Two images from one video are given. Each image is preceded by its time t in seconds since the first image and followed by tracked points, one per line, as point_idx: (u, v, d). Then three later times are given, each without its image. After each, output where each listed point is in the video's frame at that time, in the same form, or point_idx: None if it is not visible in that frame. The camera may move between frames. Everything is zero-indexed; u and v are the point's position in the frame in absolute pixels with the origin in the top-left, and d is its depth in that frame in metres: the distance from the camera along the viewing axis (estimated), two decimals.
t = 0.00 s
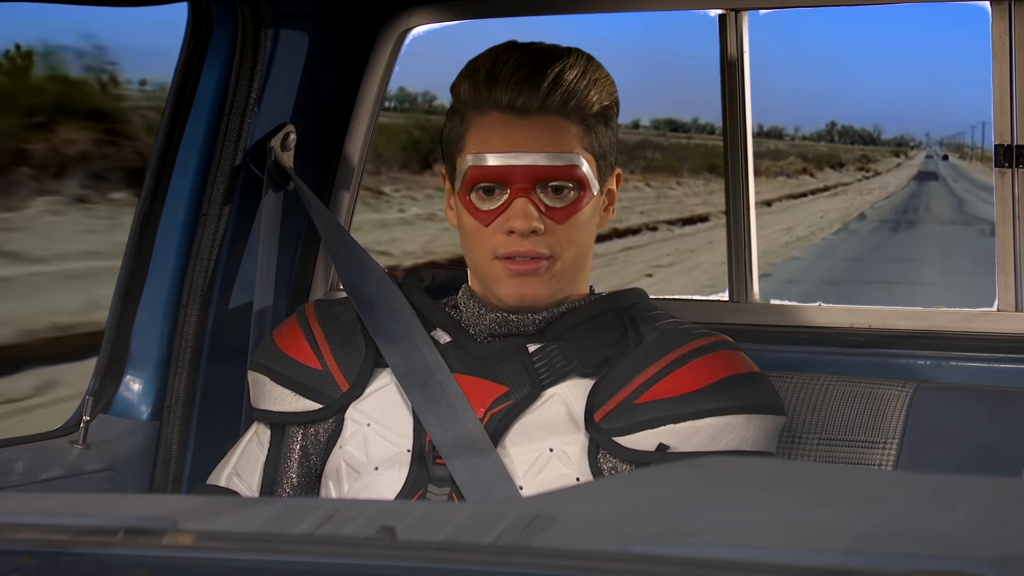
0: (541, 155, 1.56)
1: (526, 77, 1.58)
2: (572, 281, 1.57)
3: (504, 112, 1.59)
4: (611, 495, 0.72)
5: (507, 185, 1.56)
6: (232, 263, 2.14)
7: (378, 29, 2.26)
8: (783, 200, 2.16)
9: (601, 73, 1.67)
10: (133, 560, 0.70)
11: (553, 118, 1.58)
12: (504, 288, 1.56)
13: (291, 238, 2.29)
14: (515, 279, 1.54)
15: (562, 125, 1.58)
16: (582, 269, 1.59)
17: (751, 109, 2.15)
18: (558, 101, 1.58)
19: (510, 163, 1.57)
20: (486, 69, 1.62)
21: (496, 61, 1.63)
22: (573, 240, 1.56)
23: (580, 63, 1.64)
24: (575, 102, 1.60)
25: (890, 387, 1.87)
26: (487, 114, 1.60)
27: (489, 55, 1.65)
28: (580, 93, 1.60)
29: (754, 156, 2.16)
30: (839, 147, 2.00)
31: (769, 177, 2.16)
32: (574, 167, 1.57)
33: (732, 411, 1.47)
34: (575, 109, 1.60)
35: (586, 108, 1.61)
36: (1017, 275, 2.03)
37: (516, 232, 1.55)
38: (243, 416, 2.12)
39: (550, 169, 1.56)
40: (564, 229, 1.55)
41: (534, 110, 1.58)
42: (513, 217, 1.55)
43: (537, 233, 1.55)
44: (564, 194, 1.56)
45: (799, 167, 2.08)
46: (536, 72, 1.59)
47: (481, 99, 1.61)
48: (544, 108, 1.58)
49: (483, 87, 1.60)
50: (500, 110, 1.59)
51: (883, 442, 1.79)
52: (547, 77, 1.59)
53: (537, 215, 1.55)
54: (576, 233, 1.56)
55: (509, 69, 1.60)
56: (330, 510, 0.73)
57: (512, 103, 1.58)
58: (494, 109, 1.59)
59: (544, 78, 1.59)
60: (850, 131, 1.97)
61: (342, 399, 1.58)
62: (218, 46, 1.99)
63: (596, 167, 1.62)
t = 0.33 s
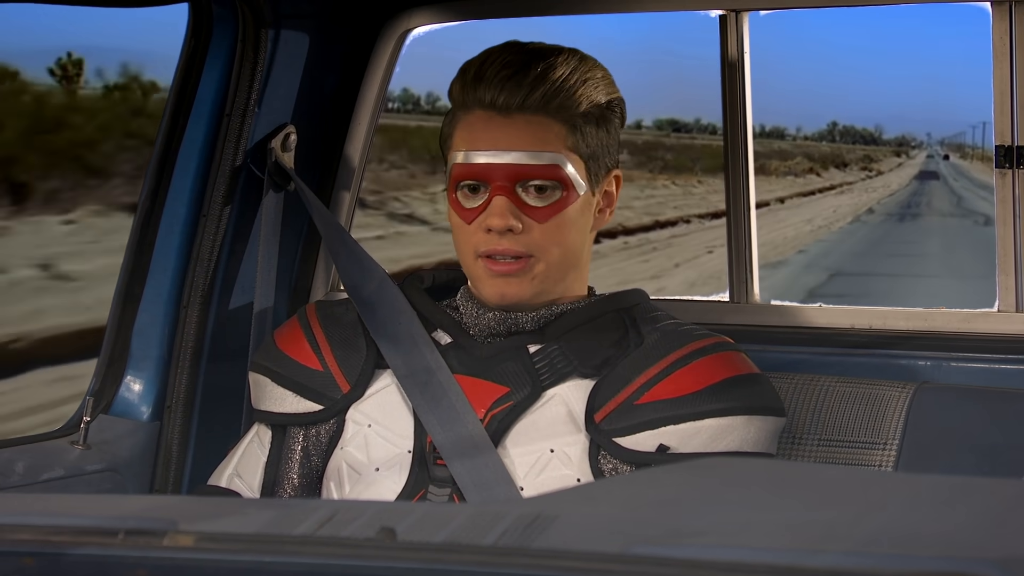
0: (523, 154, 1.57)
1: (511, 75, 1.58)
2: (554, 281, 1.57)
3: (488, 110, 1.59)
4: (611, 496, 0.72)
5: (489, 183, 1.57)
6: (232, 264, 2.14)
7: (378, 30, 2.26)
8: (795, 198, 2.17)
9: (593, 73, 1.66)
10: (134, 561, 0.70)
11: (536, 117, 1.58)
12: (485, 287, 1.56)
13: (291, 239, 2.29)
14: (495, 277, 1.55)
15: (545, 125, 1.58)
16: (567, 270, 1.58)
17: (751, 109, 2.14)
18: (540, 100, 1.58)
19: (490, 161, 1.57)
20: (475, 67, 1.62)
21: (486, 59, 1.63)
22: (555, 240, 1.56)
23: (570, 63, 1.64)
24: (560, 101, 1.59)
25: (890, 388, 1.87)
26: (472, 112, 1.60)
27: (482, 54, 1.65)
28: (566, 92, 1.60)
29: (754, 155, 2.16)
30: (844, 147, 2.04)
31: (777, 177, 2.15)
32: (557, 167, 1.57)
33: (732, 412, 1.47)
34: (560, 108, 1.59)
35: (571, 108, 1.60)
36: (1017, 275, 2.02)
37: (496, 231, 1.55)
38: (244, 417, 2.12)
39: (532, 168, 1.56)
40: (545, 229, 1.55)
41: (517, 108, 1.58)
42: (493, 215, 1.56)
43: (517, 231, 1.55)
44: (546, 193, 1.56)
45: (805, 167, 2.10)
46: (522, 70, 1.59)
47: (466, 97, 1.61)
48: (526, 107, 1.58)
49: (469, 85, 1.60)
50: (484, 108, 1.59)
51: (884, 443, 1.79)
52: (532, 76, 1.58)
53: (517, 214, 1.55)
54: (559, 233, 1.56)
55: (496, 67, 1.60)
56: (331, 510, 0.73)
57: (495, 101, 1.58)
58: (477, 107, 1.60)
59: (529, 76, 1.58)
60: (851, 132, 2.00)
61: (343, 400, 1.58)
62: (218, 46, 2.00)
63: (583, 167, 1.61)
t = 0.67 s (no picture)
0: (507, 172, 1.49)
1: (492, 93, 1.50)
2: (544, 292, 1.53)
3: (470, 128, 1.52)
4: (612, 496, 0.72)
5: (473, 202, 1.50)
6: (233, 264, 2.14)
7: (379, 30, 2.26)
8: (803, 196, 2.17)
9: (582, 80, 1.58)
10: (133, 561, 0.70)
11: (521, 134, 1.51)
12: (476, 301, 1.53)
13: (292, 239, 2.28)
14: (484, 296, 1.51)
15: (530, 140, 1.51)
16: (558, 282, 1.55)
17: (751, 108, 2.14)
18: (522, 117, 1.50)
19: (474, 180, 1.50)
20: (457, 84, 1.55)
21: (469, 73, 1.55)
22: (542, 257, 1.51)
23: (556, 71, 1.56)
24: (545, 116, 1.52)
25: (891, 388, 1.87)
26: (455, 131, 1.53)
27: (466, 67, 1.57)
28: (551, 106, 1.52)
29: (754, 156, 2.15)
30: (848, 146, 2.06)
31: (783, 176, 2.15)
32: (542, 183, 1.50)
33: (733, 412, 1.47)
34: (545, 122, 1.52)
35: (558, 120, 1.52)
36: (1018, 275, 2.02)
37: (482, 251, 1.50)
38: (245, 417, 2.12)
39: (517, 185, 1.49)
40: (532, 247, 1.50)
41: (499, 126, 1.50)
42: (478, 236, 1.50)
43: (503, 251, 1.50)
44: (532, 211, 1.50)
45: (811, 167, 2.11)
46: (504, 84, 1.52)
47: (450, 115, 1.54)
48: (509, 125, 1.50)
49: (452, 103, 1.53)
50: (467, 126, 1.52)
51: (884, 443, 1.79)
52: (515, 91, 1.51)
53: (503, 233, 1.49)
54: (547, 249, 1.51)
55: (478, 83, 1.53)
56: (331, 510, 0.73)
57: (477, 119, 1.51)
58: (460, 125, 1.52)
59: (512, 92, 1.51)
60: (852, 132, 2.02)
61: (343, 400, 1.58)
62: (218, 46, 2.00)
63: (572, 178, 1.54)
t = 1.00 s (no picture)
0: (492, 204, 1.43)
1: (473, 123, 1.46)
2: (533, 309, 1.51)
3: (451, 158, 1.46)
4: (611, 495, 0.72)
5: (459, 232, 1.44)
6: (233, 263, 2.14)
7: (378, 29, 2.25)
8: (811, 195, 2.19)
9: (560, 99, 1.53)
10: (133, 561, 0.70)
11: (504, 162, 1.45)
12: (469, 320, 1.51)
13: (291, 238, 2.28)
14: (477, 318, 1.48)
15: (516, 167, 1.46)
16: (547, 298, 1.52)
17: (751, 111, 2.15)
18: (503, 146, 1.45)
19: (461, 212, 1.43)
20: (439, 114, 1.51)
21: (449, 102, 1.51)
22: (530, 280, 1.48)
23: (533, 96, 1.51)
24: (529, 142, 1.47)
25: (890, 388, 1.88)
26: (437, 160, 1.48)
27: (446, 95, 1.53)
28: (532, 132, 1.48)
29: (754, 156, 2.16)
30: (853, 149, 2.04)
31: (793, 176, 2.15)
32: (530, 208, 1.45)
33: (732, 411, 1.46)
34: (530, 148, 1.47)
35: (542, 144, 1.48)
36: (1017, 275, 2.02)
37: (473, 279, 1.46)
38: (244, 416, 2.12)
39: (505, 213, 1.43)
40: (520, 272, 1.46)
41: (484, 156, 1.45)
42: (467, 265, 1.45)
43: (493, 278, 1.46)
44: (519, 237, 1.44)
45: (813, 168, 2.09)
46: (484, 116, 1.47)
47: (432, 145, 1.49)
48: (490, 155, 1.45)
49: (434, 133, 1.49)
50: (448, 156, 1.47)
51: (884, 443, 1.79)
52: (494, 121, 1.46)
53: (492, 261, 1.44)
54: (535, 272, 1.47)
55: (458, 113, 1.48)
56: (331, 510, 0.73)
57: (458, 150, 1.46)
58: (442, 155, 1.47)
59: (491, 122, 1.47)
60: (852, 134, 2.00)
61: (343, 400, 1.59)
62: (218, 46, 2.00)
63: (561, 198, 1.50)
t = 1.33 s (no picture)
0: (496, 218, 1.43)
1: (477, 138, 1.46)
2: (535, 318, 1.51)
3: (456, 171, 1.46)
4: (611, 495, 0.72)
5: (462, 245, 1.44)
6: (233, 262, 2.14)
7: (378, 29, 2.25)
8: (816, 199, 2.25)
9: (566, 112, 1.53)
10: (133, 560, 0.70)
11: (508, 178, 1.45)
12: (473, 329, 1.51)
13: (291, 237, 2.28)
14: (479, 328, 1.49)
15: (520, 183, 1.45)
16: (551, 306, 1.52)
17: (750, 116, 2.15)
18: (507, 163, 1.45)
19: (465, 226, 1.43)
20: (445, 125, 1.50)
21: (455, 112, 1.51)
22: (532, 292, 1.47)
23: (539, 110, 1.51)
24: (533, 158, 1.46)
25: (890, 387, 1.88)
26: (441, 172, 1.48)
27: (453, 105, 1.53)
28: (537, 147, 1.47)
29: (754, 157, 2.17)
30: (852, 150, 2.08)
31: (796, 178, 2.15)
32: (533, 222, 1.44)
33: (735, 412, 1.46)
34: (535, 164, 1.46)
35: (547, 160, 1.47)
36: (1016, 275, 2.02)
37: (475, 290, 1.46)
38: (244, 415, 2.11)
39: (507, 227, 1.43)
40: (521, 284, 1.46)
41: (488, 171, 1.45)
42: (469, 277, 1.45)
43: (495, 291, 1.45)
44: (521, 250, 1.44)
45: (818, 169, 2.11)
46: (489, 130, 1.47)
47: (437, 156, 1.49)
48: (493, 172, 1.45)
49: (440, 144, 1.49)
50: (452, 169, 1.46)
51: (884, 442, 1.79)
52: (499, 136, 1.46)
53: (494, 274, 1.44)
54: (538, 284, 1.47)
55: (464, 126, 1.48)
56: (330, 509, 0.73)
57: (462, 165, 1.45)
58: (446, 168, 1.47)
59: (496, 136, 1.46)
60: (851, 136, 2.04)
61: (353, 390, 1.58)
62: (218, 45, 2.00)
63: (565, 211, 1.49)
